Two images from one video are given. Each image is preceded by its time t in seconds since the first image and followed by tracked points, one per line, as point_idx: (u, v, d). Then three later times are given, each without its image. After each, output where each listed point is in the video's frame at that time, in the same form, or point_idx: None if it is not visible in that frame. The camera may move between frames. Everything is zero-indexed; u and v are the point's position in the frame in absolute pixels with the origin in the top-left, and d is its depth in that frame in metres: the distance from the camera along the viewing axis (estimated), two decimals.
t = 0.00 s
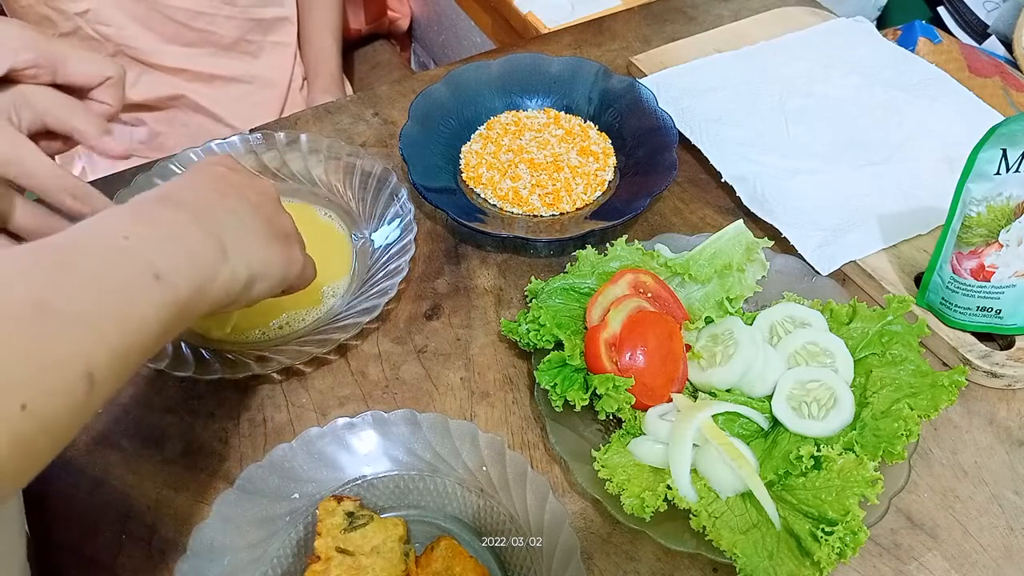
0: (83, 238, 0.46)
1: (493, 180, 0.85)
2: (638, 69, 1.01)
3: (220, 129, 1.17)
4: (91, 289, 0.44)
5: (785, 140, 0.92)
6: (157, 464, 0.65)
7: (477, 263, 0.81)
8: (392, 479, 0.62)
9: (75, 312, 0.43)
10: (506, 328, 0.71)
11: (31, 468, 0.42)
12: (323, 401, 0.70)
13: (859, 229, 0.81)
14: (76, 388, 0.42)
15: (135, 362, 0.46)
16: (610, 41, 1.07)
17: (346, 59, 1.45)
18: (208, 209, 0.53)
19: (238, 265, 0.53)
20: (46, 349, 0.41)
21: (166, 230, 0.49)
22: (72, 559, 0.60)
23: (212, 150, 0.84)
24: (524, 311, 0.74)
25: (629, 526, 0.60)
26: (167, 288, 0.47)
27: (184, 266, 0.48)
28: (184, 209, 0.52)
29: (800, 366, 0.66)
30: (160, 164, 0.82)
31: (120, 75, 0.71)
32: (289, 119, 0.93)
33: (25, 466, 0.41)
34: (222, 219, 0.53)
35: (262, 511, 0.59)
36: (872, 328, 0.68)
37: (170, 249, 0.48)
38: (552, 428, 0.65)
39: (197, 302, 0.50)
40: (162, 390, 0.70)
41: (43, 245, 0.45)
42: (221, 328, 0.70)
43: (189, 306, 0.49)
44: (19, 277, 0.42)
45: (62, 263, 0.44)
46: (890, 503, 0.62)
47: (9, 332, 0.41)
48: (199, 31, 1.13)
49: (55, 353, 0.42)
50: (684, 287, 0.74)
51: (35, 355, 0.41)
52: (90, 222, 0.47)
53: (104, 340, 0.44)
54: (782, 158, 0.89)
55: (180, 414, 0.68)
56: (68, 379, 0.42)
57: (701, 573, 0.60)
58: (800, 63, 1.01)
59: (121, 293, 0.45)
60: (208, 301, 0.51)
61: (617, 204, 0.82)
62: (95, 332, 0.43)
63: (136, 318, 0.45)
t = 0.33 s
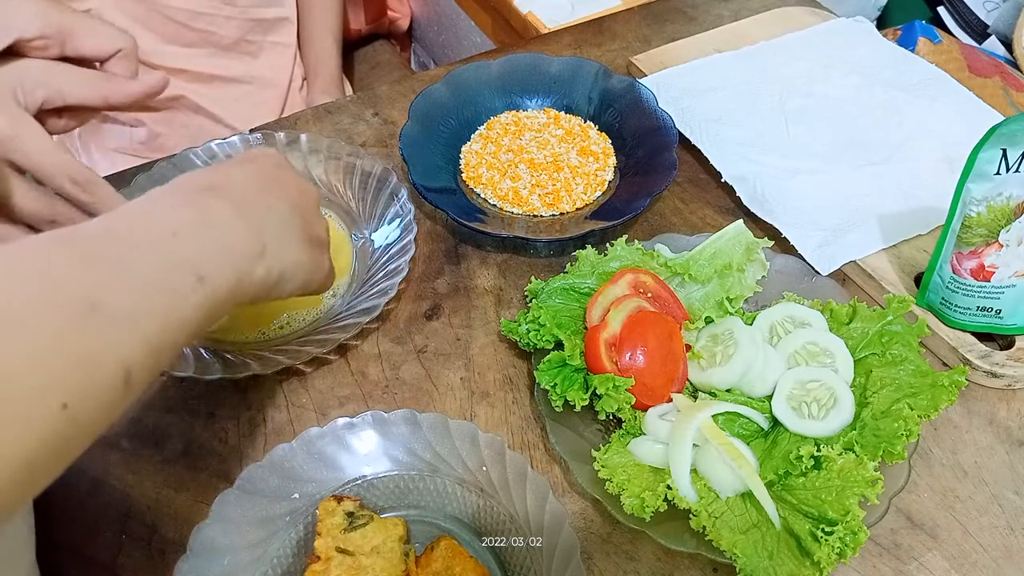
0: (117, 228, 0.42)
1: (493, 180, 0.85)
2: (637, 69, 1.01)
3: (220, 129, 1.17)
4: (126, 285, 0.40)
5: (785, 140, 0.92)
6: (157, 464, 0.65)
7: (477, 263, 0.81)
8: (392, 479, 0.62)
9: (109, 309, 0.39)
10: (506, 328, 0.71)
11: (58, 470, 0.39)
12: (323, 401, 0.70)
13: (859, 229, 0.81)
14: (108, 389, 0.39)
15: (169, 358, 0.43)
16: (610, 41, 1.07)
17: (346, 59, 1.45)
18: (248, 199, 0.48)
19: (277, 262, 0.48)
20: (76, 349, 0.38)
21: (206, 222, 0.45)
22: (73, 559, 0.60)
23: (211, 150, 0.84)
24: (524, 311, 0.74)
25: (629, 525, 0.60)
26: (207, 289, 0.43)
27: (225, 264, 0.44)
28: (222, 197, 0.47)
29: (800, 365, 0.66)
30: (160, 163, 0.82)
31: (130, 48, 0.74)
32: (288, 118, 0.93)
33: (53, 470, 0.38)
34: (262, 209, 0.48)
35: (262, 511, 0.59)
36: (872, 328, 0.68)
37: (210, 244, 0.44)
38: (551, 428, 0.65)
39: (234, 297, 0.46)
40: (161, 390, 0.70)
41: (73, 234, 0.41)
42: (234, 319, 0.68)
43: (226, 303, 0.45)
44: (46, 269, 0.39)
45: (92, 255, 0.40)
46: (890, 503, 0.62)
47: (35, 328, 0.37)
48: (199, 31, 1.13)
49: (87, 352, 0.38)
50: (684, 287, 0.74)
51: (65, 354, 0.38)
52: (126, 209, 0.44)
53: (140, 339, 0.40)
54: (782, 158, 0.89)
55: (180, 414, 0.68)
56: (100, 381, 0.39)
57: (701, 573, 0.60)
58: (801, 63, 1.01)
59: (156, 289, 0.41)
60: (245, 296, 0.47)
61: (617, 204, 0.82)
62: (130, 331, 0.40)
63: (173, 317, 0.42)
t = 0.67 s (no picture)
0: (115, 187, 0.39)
1: (493, 180, 0.85)
2: (637, 69, 1.01)
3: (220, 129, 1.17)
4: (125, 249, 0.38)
5: (785, 140, 0.92)
6: (157, 464, 0.65)
7: (477, 263, 0.81)
8: (392, 479, 0.62)
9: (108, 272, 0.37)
10: (506, 328, 0.71)
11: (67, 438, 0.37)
12: (323, 401, 0.70)
13: (859, 230, 0.81)
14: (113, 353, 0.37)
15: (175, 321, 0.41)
16: (610, 41, 1.07)
17: (346, 59, 1.45)
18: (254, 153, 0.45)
19: (285, 215, 0.45)
20: (78, 316, 0.36)
21: (211, 177, 0.42)
22: (73, 559, 0.60)
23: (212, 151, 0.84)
24: (524, 311, 0.74)
25: (629, 525, 0.60)
26: (212, 245, 0.41)
27: (232, 221, 0.42)
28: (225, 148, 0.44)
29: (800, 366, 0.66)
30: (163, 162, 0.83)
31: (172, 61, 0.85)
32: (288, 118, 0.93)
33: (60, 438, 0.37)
34: (263, 160, 0.45)
35: (262, 511, 0.59)
36: (872, 328, 0.68)
37: (215, 199, 0.42)
38: (551, 428, 0.65)
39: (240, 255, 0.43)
40: (161, 390, 0.70)
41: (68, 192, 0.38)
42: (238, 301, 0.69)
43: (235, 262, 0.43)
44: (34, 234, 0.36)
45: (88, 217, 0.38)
46: (890, 503, 0.62)
47: (31, 295, 0.35)
48: (199, 30, 1.12)
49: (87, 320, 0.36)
50: (684, 287, 0.74)
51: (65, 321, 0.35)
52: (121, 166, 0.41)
53: (144, 301, 0.38)
54: (782, 158, 0.89)
55: (180, 414, 0.68)
56: (105, 349, 0.37)
57: (701, 573, 0.60)
58: (801, 63, 1.01)
59: (159, 249, 0.39)
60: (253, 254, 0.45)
61: (617, 204, 0.82)
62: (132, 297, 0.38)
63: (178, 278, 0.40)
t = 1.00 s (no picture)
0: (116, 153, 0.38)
1: (493, 180, 0.85)
2: (638, 69, 1.01)
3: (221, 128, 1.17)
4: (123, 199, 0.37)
5: (785, 140, 0.92)
6: (157, 464, 0.65)
7: (477, 263, 0.81)
8: (392, 479, 0.62)
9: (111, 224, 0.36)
10: (506, 328, 0.71)
11: (97, 394, 0.36)
12: (323, 401, 0.70)
13: (858, 230, 0.81)
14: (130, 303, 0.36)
15: (192, 271, 0.39)
16: (610, 41, 1.07)
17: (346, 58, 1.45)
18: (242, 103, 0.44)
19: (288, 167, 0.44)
20: (88, 269, 0.35)
21: (202, 127, 0.41)
22: (73, 559, 0.60)
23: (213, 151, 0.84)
24: (524, 311, 0.74)
25: (629, 525, 0.60)
26: (216, 187, 0.40)
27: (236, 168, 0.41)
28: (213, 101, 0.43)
29: (800, 366, 0.66)
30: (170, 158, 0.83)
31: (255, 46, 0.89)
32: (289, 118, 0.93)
33: (89, 396, 0.36)
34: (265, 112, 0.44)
35: (262, 511, 0.59)
36: (872, 328, 0.68)
37: (211, 144, 0.40)
38: (551, 428, 0.65)
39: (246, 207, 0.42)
40: (161, 390, 0.70)
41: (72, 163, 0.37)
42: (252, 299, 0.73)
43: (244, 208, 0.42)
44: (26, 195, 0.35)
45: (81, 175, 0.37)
46: (890, 503, 0.62)
47: (39, 252, 0.34)
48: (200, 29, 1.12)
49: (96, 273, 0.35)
50: (684, 287, 0.74)
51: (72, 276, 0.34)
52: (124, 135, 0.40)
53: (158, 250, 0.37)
54: (781, 158, 0.89)
55: (180, 414, 0.68)
56: (120, 300, 0.35)
57: (701, 573, 0.60)
58: (801, 62, 1.01)
59: (162, 197, 0.38)
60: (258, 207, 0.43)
61: (617, 204, 0.82)
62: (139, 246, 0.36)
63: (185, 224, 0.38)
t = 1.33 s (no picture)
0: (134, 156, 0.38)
1: (493, 180, 0.85)
2: (637, 69, 1.01)
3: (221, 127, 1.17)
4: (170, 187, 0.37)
5: (785, 140, 0.92)
6: (157, 464, 0.65)
7: (477, 263, 0.81)
8: (392, 479, 0.62)
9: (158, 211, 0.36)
10: (506, 328, 0.71)
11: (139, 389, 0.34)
12: (324, 400, 0.70)
13: (858, 230, 0.81)
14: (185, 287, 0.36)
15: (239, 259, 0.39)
16: (610, 41, 1.07)
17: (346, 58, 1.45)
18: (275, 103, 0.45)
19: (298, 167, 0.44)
20: (141, 254, 0.34)
21: (246, 119, 0.42)
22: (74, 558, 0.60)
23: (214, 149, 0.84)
24: (524, 311, 0.74)
25: (629, 526, 0.60)
26: (263, 174, 0.40)
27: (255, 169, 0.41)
28: (253, 94, 0.44)
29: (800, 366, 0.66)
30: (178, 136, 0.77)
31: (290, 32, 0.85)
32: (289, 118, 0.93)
33: (145, 382, 0.35)
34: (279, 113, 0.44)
35: (262, 511, 0.59)
36: (872, 328, 0.68)
37: (255, 134, 0.41)
38: (552, 428, 0.65)
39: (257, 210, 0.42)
40: (161, 389, 0.70)
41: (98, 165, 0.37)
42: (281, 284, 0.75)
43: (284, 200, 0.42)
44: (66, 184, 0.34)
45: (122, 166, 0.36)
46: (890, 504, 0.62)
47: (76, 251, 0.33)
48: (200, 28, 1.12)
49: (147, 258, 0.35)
50: (684, 287, 0.74)
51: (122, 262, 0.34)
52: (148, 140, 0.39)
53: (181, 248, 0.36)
54: (781, 158, 0.89)
55: (180, 414, 0.68)
56: (174, 283, 0.35)
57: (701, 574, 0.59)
58: (801, 63, 1.01)
59: (209, 184, 0.38)
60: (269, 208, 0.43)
61: (617, 204, 0.82)
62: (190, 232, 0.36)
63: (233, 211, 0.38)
